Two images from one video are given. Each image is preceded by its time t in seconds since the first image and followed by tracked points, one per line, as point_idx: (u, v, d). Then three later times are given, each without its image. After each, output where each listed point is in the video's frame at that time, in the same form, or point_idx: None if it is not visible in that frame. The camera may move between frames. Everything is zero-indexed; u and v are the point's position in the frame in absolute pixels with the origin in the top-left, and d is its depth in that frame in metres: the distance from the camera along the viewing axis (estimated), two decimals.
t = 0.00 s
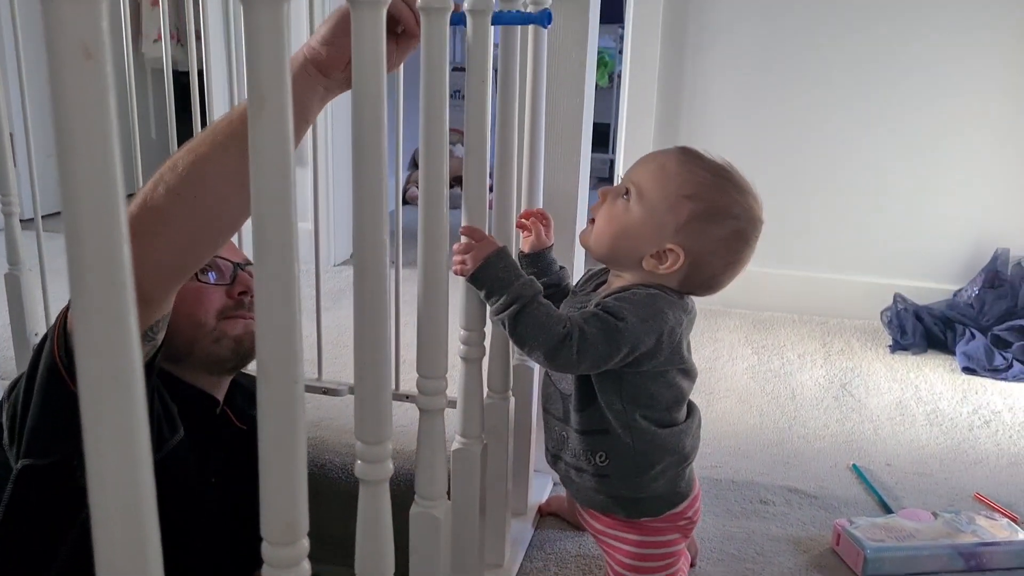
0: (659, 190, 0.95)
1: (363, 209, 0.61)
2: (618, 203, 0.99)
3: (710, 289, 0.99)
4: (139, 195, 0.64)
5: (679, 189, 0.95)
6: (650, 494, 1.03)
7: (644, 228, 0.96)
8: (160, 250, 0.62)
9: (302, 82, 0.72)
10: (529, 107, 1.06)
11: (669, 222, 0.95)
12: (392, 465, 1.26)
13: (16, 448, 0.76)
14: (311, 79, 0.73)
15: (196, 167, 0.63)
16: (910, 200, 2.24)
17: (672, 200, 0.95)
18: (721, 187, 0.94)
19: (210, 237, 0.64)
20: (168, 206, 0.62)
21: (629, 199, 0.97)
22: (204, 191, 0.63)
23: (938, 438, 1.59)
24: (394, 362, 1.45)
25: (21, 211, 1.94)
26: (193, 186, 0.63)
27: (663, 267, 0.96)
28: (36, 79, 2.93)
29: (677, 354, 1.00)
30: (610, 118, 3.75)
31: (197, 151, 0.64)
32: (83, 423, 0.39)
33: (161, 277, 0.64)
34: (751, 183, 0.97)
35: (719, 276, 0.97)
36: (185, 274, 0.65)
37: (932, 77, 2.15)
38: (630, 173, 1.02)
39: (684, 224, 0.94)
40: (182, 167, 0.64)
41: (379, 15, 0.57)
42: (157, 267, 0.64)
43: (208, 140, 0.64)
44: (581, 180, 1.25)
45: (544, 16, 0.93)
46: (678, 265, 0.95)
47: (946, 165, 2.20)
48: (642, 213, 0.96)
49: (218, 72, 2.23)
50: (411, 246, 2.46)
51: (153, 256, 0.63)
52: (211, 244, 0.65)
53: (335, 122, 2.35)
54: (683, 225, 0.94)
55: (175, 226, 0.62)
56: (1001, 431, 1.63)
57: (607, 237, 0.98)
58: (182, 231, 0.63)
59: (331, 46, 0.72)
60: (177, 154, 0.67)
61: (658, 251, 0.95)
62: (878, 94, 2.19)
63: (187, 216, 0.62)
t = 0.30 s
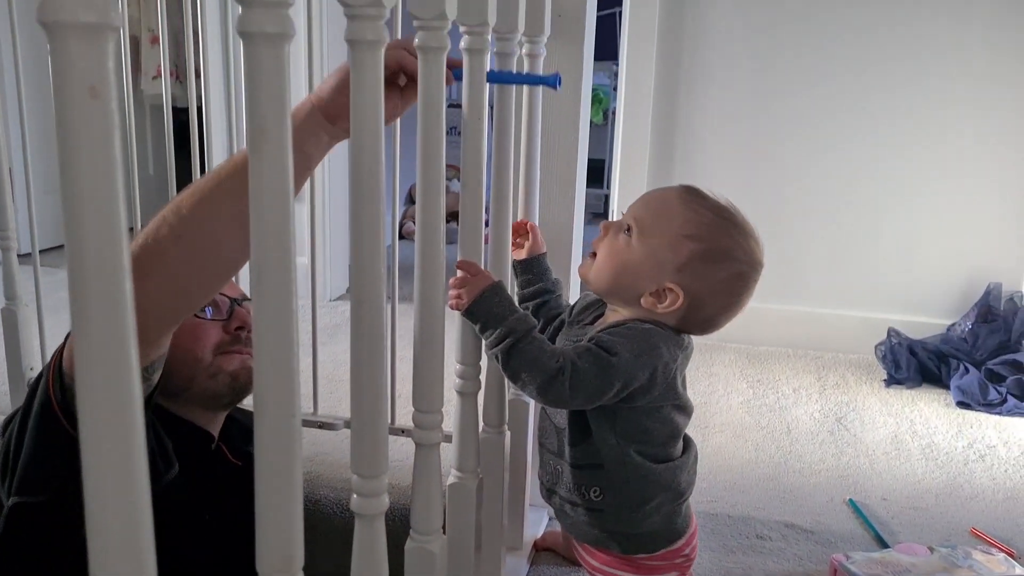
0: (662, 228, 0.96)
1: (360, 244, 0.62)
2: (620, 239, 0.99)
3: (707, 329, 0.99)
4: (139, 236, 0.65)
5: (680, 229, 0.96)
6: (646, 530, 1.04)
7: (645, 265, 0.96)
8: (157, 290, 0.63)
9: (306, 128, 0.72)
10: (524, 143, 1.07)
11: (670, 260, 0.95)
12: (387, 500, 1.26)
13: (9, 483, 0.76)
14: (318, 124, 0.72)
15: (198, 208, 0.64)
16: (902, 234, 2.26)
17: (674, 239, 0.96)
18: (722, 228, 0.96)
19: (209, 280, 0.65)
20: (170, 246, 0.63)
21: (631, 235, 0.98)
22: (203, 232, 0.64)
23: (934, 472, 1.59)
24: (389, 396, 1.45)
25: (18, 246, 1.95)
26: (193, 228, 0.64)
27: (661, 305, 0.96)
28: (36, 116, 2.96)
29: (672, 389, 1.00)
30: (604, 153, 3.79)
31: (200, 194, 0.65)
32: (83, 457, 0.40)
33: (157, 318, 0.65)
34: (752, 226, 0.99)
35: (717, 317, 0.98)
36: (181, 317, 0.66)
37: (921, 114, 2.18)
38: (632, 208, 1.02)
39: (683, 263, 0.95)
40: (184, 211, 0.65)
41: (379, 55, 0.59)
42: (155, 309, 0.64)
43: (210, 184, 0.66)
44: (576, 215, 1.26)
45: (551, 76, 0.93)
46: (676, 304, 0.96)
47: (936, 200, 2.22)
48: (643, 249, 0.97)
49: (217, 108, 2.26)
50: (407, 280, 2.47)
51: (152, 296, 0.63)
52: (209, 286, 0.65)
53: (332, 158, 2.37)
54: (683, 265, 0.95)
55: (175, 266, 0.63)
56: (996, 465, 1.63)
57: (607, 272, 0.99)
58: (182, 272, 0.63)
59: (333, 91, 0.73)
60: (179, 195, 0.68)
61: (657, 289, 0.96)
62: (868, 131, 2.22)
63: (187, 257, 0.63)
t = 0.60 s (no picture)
0: (665, 241, 0.96)
1: (358, 255, 0.62)
2: (622, 249, 0.99)
3: (707, 343, 1.00)
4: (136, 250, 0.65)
5: (684, 241, 0.96)
6: (641, 540, 1.04)
7: (647, 277, 0.96)
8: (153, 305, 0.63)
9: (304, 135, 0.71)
10: (521, 154, 1.08)
11: (672, 273, 0.96)
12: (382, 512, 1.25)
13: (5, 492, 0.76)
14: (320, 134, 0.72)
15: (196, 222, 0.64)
16: (896, 246, 2.27)
17: (677, 251, 0.96)
18: (726, 243, 0.96)
19: (205, 294, 0.64)
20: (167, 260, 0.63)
21: (634, 245, 0.98)
22: (204, 243, 0.64)
23: (930, 484, 1.59)
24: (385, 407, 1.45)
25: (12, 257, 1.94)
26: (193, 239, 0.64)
27: (662, 317, 0.96)
28: (32, 128, 2.96)
29: (670, 400, 1.00)
30: (600, 165, 3.80)
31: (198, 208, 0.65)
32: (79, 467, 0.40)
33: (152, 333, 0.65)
34: (754, 240, 0.99)
35: (717, 331, 0.98)
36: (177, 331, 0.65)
37: (914, 126, 2.20)
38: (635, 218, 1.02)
39: (685, 276, 0.95)
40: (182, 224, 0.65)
41: (377, 66, 0.59)
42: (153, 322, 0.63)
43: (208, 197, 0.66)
44: (573, 226, 1.26)
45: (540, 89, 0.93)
46: (677, 316, 0.96)
47: (931, 212, 2.24)
48: (645, 261, 0.97)
49: (214, 120, 2.26)
50: (402, 292, 2.47)
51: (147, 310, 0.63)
52: (206, 300, 0.65)
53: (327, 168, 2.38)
54: (685, 278, 0.95)
55: (171, 281, 0.63)
56: (992, 476, 1.63)
57: (609, 282, 0.99)
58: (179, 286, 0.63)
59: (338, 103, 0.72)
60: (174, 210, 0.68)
61: (658, 300, 0.96)
62: (862, 143, 2.23)
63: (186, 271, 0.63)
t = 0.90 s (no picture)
0: (660, 236, 0.97)
1: (357, 252, 0.62)
2: (618, 247, 0.99)
3: (709, 336, 0.99)
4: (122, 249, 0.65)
5: (679, 234, 0.96)
6: (640, 537, 1.04)
7: (644, 272, 0.97)
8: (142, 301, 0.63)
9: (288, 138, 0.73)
10: (519, 154, 1.07)
11: (668, 267, 0.96)
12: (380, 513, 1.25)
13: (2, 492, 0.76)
14: (300, 135, 0.74)
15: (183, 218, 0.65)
16: (893, 247, 2.28)
17: (672, 245, 0.96)
18: (721, 234, 0.96)
19: (194, 293, 0.65)
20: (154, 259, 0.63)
21: (629, 242, 0.98)
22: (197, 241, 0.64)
23: (928, 484, 1.59)
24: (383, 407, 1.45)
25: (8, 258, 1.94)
26: (186, 237, 0.64)
27: (661, 312, 0.96)
28: (27, 129, 2.95)
29: (671, 397, 1.00)
30: (597, 165, 3.81)
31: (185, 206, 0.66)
32: (78, 464, 0.39)
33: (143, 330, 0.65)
34: (751, 232, 0.99)
35: (718, 323, 0.98)
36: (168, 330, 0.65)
37: (910, 127, 2.20)
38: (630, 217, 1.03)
39: (682, 269, 0.95)
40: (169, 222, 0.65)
41: (375, 62, 0.59)
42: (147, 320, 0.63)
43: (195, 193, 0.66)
44: (569, 226, 1.27)
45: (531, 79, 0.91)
46: (676, 310, 0.96)
47: (927, 213, 2.24)
48: (641, 257, 0.97)
49: (210, 120, 2.25)
50: (400, 292, 2.47)
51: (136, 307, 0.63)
52: (197, 300, 0.65)
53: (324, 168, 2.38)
54: (682, 271, 0.95)
55: (161, 277, 0.63)
56: (989, 476, 1.64)
57: (607, 279, 0.99)
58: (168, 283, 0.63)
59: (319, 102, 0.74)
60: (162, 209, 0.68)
61: (656, 295, 0.96)
62: (858, 143, 2.24)
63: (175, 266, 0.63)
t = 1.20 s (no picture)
0: (644, 237, 0.96)
1: (351, 251, 0.61)
2: (605, 251, 0.99)
3: (706, 330, 0.99)
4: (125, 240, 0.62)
5: (664, 233, 0.95)
6: (632, 536, 1.04)
7: (634, 274, 0.96)
8: (143, 301, 0.61)
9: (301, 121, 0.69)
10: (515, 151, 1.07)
11: (658, 266, 0.95)
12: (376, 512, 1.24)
13: None
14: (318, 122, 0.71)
15: (187, 211, 0.62)
16: (890, 245, 2.28)
17: (659, 245, 0.95)
18: (706, 228, 0.95)
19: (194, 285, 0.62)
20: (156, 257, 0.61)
21: (615, 246, 0.97)
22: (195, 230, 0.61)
23: (926, 482, 1.59)
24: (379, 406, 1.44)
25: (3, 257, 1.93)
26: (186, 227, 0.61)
27: (656, 312, 0.96)
28: (23, 127, 2.94)
29: (668, 396, 1.00)
30: (594, 165, 3.81)
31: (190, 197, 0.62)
32: (66, 462, 0.39)
33: (145, 324, 0.63)
34: (738, 220, 0.98)
35: (714, 317, 0.98)
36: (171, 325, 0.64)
37: (908, 126, 2.20)
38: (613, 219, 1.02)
39: (672, 267, 0.95)
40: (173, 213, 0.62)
41: (369, 58, 0.58)
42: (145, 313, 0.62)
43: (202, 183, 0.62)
44: (566, 224, 1.26)
45: (533, 90, 0.95)
46: (671, 308, 0.95)
47: (926, 212, 2.24)
48: (628, 260, 0.96)
49: (206, 119, 2.24)
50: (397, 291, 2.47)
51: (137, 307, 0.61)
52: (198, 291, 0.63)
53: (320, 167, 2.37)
54: (672, 269, 0.94)
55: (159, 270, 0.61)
56: (988, 474, 1.63)
57: (598, 285, 0.98)
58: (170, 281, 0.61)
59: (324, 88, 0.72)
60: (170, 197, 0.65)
61: (649, 295, 0.96)
62: (856, 142, 2.23)
63: (176, 266, 0.61)
